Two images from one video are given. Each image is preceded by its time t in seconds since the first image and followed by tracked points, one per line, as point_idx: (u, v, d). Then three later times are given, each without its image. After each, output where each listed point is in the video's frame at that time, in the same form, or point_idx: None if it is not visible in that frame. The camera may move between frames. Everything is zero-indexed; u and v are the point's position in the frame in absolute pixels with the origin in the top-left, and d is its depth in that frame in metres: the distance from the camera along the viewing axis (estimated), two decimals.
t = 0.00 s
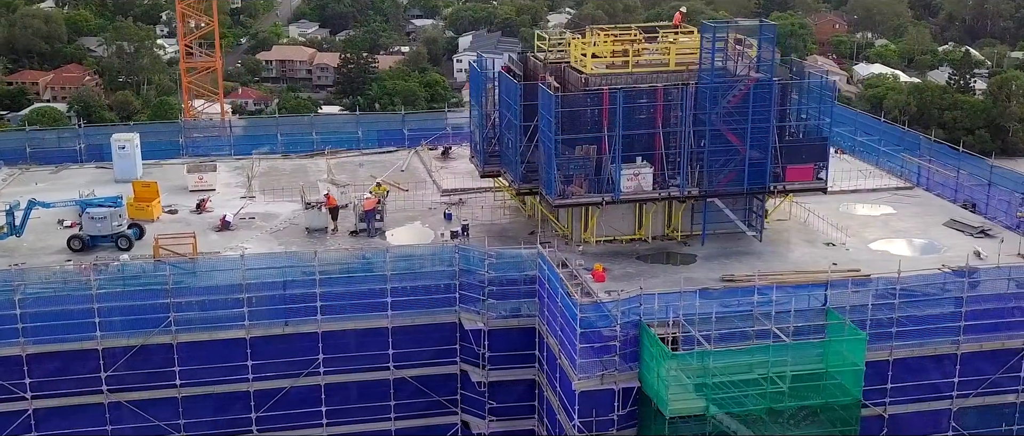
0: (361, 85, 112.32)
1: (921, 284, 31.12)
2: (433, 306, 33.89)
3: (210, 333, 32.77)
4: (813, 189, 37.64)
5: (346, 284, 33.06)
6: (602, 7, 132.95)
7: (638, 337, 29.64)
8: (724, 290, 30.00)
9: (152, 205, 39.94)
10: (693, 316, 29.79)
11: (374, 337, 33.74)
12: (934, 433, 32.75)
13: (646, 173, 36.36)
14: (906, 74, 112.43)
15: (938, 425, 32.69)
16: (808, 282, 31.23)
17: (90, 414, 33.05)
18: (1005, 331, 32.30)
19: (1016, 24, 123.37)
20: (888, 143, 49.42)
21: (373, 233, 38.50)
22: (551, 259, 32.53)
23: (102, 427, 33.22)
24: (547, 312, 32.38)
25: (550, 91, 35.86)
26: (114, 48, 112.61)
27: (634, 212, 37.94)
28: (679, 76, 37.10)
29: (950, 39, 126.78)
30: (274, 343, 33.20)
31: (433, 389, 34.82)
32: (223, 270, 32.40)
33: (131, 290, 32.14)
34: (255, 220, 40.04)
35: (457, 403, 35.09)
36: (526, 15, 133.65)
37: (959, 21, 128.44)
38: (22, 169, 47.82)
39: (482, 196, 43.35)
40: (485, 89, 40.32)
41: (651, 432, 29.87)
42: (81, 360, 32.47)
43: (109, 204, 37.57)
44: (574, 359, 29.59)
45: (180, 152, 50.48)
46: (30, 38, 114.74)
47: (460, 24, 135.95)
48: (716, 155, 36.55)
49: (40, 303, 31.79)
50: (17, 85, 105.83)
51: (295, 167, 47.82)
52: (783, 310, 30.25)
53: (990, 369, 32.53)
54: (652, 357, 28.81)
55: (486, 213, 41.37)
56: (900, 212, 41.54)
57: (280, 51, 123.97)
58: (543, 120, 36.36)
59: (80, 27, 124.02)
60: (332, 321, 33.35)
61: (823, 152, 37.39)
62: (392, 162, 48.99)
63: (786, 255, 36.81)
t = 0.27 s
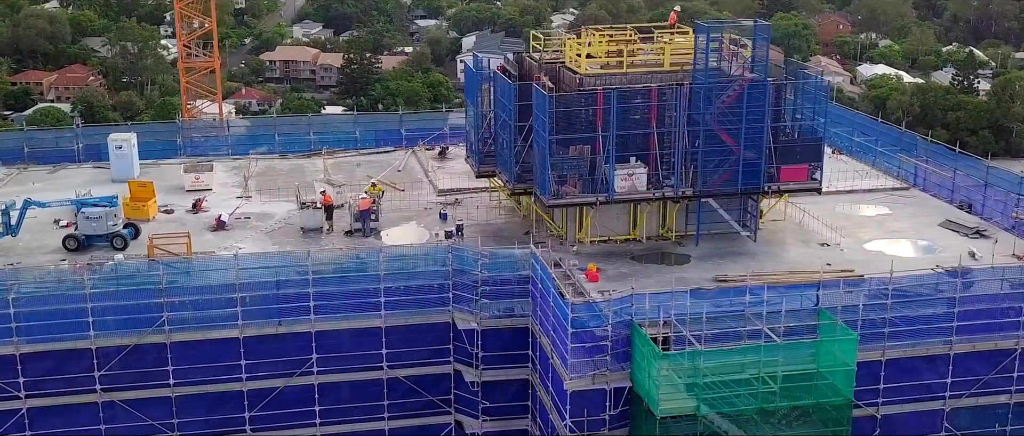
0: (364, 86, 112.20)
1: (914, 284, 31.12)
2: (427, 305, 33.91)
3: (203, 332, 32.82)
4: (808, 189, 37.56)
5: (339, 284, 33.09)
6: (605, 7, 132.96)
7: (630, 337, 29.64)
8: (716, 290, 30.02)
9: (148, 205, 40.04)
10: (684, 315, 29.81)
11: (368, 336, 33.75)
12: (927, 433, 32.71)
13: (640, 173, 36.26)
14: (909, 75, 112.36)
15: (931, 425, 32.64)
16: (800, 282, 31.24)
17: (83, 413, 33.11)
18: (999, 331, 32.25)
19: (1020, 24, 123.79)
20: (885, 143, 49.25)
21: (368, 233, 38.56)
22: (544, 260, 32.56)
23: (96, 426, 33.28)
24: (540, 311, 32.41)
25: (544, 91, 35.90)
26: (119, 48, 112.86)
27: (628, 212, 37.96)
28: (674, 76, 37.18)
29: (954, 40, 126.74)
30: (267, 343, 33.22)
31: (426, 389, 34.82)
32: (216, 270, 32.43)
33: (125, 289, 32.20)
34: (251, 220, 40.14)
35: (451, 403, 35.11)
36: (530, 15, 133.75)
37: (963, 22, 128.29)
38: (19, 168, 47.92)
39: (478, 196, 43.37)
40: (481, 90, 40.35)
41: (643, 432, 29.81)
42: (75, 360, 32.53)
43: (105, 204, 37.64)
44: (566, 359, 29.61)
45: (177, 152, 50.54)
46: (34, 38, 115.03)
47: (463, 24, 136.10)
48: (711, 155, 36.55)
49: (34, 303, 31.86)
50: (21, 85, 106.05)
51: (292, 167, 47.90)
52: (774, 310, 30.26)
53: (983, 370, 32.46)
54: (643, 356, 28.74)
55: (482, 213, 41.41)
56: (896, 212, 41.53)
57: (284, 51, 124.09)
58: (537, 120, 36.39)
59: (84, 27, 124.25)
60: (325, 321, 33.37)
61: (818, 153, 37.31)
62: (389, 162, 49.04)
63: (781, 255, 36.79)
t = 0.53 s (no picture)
0: (367, 86, 112.11)
1: (907, 284, 31.12)
2: (419, 305, 33.91)
3: (196, 332, 32.85)
4: (803, 189, 37.65)
5: (332, 284, 33.12)
6: (609, 7, 132.91)
7: (621, 336, 29.66)
8: (707, 291, 30.05)
9: (143, 204, 40.15)
10: (675, 315, 29.83)
11: (361, 336, 33.77)
12: (919, 433, 32.66)
13: (633, 173, 36.42)
14: (913, 75, 112.25)
15: (923, 426, 32.59)
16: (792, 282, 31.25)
17: (76, 412, 33.19)
18: (991, 332, 32.20)
19: None
20: (882, 143, 49.06)
21: (362, 232, 38.62)
22: (536, 260, 32.56)
23: (89, 424, 33.36)
24: (532, 311, 32.41)
25: (537, 91, 35.88)
26: (122, 48, 113.05)
27: (622, 212, 37.98)
28: (668, 76, 37.24)
29: (958, 40, 126.62)
30: (259, 342, 33.24)
31: (420, 389, 34.80)
32: (209, 269, 32.48)
33: (117, 288, 32.24)
34: (246, 220, 40.21)
35: (444, 402, 35.10)
36: (533, 16, 133.76)
37: (967, 22, 128.16)
38: (16, 168, 48.04)
39: (474, 196, 43.41)
40: (476, 90, 40.39)
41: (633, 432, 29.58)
42: (68, 359, 32.60)
43: (100, 203, 37.80)
44: (557, 358, 29.61)
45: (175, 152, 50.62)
46: (38, 38, 115.31)
47: (467, 25, 136.23)
48: (705, 155, 36.55)
49: (27, 302, 31.94)
50: (25, 85, 106.31)
51: (288, 166, 47.99)
52: (765, 311, 30.28)
53: (975, 370, 32.42)
54: (633, 356, 28.75)
55: (477, 213, 41.43)
56: (891, 213, 41.51)
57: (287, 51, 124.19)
58: (531, 120, 36.39)
59: (88, 27, 124.40)
60: (318, 321, 33.39)
61: (812, 152, 37.42)
62: (385, 162, 49.09)
63: (774, 255, 36.78)
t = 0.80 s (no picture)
0: (371, 86, 112.58)
1: (897, 284, 31.09)
2: (412, 304, 33.93)
3: (188, 331, 32.91)
4: (796, 189, 37.61)
5: (325, 283, 33.17)
6: (612, 7, 132.86)
7: (611, 336, 29.71)
8: (698, 290, 30.01)
9: (138, 204, 40.24)
10: (664, 315, 29.88)
11: (353, 335, 33.76)
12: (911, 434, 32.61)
13: (626, 173, 36.42)
14: (917, 75, 112.10)
15: (915, 426, 32.53)
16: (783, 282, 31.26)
17: (69, 411, 33.24)
18: (983, 332, 32.16)
19: None
20: (878, 143, 49.04)
21: (356, 232, 38.68)
22: (527, 260, 32.57)
23: (82, 423, 33.39)
24: (523, 311, 32.45)
25: (530, 91, 35.91)
26: (125, 48, 113.20)
27: (616, 212, 37.97)
28: (661, 76, 37.27)
29: (963, 40, 126.44)
30: (251, 342, 33.28)
31: (412, 389, 34.80)
32: (202, 269, 32.52)
33: (110, 288, 32.30)
34: (241, 220, 40.27)
35: (436, 402, 35.07)
36: (537, 16, 133.74)
37: (971, 22, 128.22)
38: (13, 168, 48.14)
39: (469, 196, 43.43)
40: (470, 90, 40.48)
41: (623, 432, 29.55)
42: (60, 358, 32.67)
43: (94, 203, 37.80)
44: (547, 358, 29.64)
45: (172, 152, 50.69)
46: (42, 38, 115.55)
47: (471, 25, 136.30)
48: (698, 155, 36.54)
49: (20, 301, 32.04)
50: (29, 85, 106.46)
51: (284, 166, 48.07)
52: (755, 310, 30.30)
53: (966, 370, 32.37)
54: (623, 356, 28.79)
55: (471, 213, 41.45)
56: (885, 213, 41.48)
57: (291, 52, 124.23)
58: (524, 120, 36.43)
59: (92, 27, 124.65)
60: (310, 320, 33.41)
61: (805, 153, 37.37)
62: (380, 162, 49.15)
63: (767, 255, 36.79)
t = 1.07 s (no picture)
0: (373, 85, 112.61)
1: (887, 285, 31.07)
2: (402, 304, 33.94)
3: (179, 331, 32.97)
4: (788, 189, 37.54)
5: (316, 283, 33.21)
6: (615, 7, 132.86)
7: (599, 336, 29.73)
8: (687, 291, 30.10)
9: (132, 204, 40.33)
10: (652, 315, 29.88)
11: (343, 335, 33.78)
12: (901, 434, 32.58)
13: (617, 173, 36.36)
14: (920, 75, 111.97)
15: (905, 426, 32.50)
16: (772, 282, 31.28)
17: (59, 410, 33.30)
18: (973, 332, 32.12)
19: None
20: (873, 144, 49.00)
21: (349, 231, 38.71)
22: (517, 259, 32.59)
23: (73, 422, 33.45)
24: (513, 311, 32.48)
25: (521, 91, 35.99)
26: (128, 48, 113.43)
27: (608, 212, 38.03)
28: (653, 76, 37.27)
29: (967, 41, 126.30)
30: (241, 341, 33.30)
31: (403, 388, 34.81)
32: (193, 268, 32.60)
33: (101, 287, 32.37)
34: (234, 220, 40.35)
35: (427, 402, 35.10)
36: (540, 16, 133.77)
37: (976, 22, 128.12)
38: (9, 168, 48.27)
39: (463, 195, 43.45)
40: (464, 90, 40.52)
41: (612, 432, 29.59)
42: (51, 357, 32.75)
43: (86, 203, 37.99)
44: (535, 357, 29.66)
45: (168, 152, 50.75)
46: (46, 38, 115.79)
47: (474, 25, 136.36)
48: (690, 156, 36.55)
49: (11, 300, 32.13)
50: (32, 85, 106.70)
51: (279, 166, 48.13)
52: (742, 311, 30.33)
53: (956, 371, 32.32)
54: (610, 356, 28.81)
55: (464, 213, 41.48)
56: (879, 213, 41.44)
57: (294, 52, 124.37)
58: (515, 120, 36.47)
59: (96, 28, 124.91)
60: (301, 320, 33.44)
61: (796, 153, 37.30)
62: (375, 162, 49.19)
63: (759, 255, 36.79)
